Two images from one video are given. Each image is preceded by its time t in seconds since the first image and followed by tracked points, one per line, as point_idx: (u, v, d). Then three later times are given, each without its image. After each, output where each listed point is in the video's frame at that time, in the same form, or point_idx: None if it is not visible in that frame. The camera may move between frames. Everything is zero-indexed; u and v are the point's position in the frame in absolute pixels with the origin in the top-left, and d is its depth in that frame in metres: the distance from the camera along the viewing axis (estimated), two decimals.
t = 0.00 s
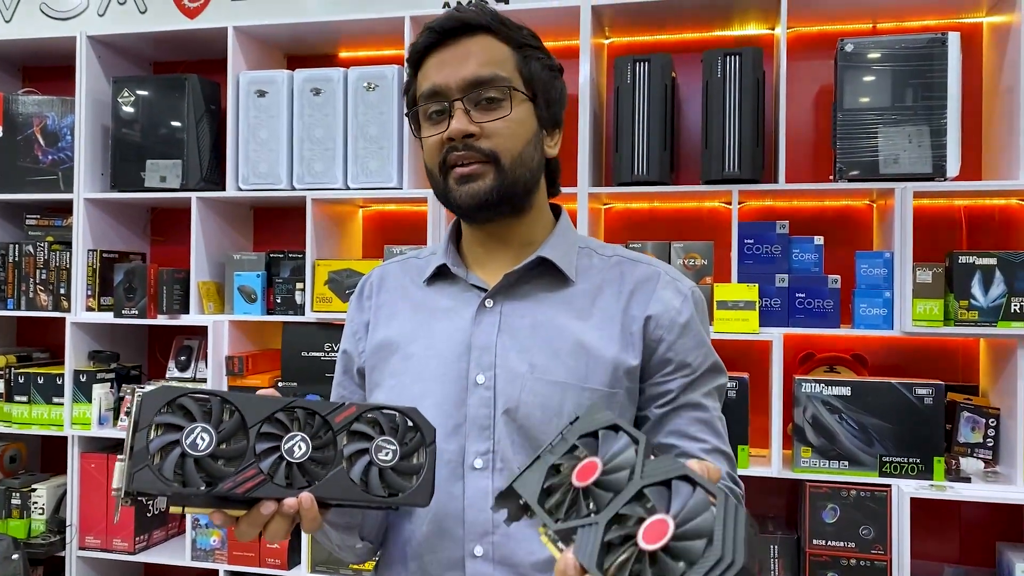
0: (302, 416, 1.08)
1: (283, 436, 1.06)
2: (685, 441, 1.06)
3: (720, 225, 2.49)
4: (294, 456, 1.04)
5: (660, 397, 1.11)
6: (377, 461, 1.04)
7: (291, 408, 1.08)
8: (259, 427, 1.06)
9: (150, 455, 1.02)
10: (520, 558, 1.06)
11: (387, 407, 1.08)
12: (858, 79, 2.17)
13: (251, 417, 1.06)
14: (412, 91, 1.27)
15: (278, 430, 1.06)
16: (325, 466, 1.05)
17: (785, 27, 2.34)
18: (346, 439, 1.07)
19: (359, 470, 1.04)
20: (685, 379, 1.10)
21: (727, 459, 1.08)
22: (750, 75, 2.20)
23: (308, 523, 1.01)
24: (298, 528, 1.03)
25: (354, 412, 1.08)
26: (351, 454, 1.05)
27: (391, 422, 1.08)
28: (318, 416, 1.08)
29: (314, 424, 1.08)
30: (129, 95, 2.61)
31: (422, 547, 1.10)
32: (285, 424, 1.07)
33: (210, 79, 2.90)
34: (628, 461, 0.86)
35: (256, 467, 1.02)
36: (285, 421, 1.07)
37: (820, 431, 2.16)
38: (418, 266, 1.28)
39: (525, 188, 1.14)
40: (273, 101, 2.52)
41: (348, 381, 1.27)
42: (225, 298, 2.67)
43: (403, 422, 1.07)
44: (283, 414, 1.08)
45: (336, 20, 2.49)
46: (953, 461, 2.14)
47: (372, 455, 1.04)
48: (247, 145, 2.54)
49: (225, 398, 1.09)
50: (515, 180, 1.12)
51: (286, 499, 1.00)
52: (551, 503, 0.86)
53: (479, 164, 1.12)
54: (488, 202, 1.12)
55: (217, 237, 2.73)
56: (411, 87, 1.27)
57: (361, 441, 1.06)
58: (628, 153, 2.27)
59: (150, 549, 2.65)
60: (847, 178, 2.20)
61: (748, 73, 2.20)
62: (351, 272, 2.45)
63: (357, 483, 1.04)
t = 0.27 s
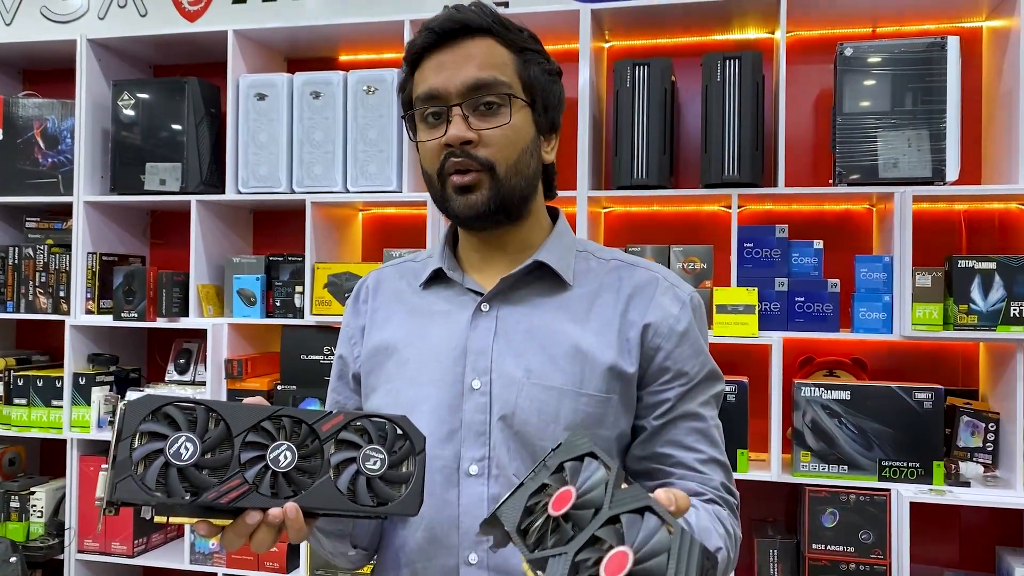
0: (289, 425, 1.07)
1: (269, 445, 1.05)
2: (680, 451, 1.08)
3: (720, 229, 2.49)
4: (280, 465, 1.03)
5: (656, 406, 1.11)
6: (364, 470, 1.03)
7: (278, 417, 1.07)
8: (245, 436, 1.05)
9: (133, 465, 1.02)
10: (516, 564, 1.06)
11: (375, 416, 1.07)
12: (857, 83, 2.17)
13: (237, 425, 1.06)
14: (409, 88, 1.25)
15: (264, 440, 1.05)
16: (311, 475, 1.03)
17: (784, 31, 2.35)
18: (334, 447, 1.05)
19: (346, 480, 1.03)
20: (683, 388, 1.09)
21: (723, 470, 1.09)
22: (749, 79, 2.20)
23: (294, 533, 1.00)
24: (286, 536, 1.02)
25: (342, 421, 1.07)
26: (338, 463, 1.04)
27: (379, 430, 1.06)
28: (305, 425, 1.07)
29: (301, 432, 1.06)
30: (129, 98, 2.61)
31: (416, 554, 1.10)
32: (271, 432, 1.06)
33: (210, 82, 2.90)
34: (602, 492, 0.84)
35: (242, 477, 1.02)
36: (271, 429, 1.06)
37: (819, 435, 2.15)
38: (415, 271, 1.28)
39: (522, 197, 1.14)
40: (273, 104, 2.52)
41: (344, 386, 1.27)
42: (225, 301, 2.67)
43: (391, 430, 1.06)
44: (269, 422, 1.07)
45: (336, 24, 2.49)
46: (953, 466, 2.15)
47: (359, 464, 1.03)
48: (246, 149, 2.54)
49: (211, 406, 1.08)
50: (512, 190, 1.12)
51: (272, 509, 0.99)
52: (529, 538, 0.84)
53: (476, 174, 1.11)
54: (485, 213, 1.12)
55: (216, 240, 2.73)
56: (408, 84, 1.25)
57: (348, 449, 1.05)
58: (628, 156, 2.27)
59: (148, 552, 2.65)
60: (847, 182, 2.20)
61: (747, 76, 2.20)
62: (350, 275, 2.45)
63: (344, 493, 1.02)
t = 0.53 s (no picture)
0: (296, 426, 1.07)
1: (276, 445, 1.05)
2: (677, 454, 1.10)
3: (720, 231, 2.50)
4: (288, 467, 1.03)
5: (657, 410, 1.12)
6: (371, 473, 1.04)
7: (285, 417, 1.07)
8: (253, 436, 1.05)
9: (140, 465, 1.02)
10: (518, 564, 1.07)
11: (383, 417, 1.07)
12: (858, 85, 2.18)
13: (244, 426, 1.06)
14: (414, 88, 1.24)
15: (272, 440, 1.05)
16: (318, 477, 1.04)
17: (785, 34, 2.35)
18: (341, 449, 1.06)
19: (353, 482, 1.04)
20: (684, 392, 1.11)
21: (720, 472, 1.12)
22: (750, 81, 2.20)
23: (300, 537, 1.01)
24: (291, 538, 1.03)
25: (348, 422, 1.07)
26: (344, 465, 1.05)
27: (386, 432, 1.07)
28: (312, 426, 1.07)
29: (308, 433, 1.07)
30: (132, 99, 2.62)
31: (417, 555, 1.10)
32: (279, 433, 1.06)
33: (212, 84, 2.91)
34: (587, 515, 0.84)
35: (250, 477, 1.02)
36: (278, 430, 1.06)
37: (819, 436, 2.16)
38: (416, 272, 1.28)
39: (526, 199, 1.14)
40: (275, 106, 2.53)
41: (343, 386, 1.28)
42: (227, 302, 2.68)
43: (398, 432, 1.07)
44: (276, 423, 1.07)
45: (338, 25, 2.50)
46: (952, 467, 2.15)
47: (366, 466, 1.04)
48: (249, 150, 2.55)
49: (218, 405, 1.08)
50: (517, 191, 1.12)
51: (278, 512, 1.00)
52: (519, 559, 0.86)
53: (482, 174, 1.11)
54: (489, 213, 1.12)
55: (218, 240, 2.73)
56: (413, 84, 1.25)
57: (355, 451, 1.06)
58: (629, 158, 2.28)
59: (150, 552, 2.66)
60: (848, 184, 2.20)
61: (748, 78, 2.21)
62: (351, 276, 2.46)
63: (350, 494, 1.03)
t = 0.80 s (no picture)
0: (302, 415, 1.08)
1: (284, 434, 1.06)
2: (677, 455, 1.13)
3: (720, 230, 2.51)
4: (297, 453, 1.04)
5: (660, 410, 1.14)
6: (375, 460, 1.06)
7: (291, 407, 1.09)
8: (261, 424, 1.06)
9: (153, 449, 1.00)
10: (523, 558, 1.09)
11: (385, 410, 1.12)
12: (858, 86, 2.20)
13: (253, 414, 1.06)
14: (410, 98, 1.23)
15: (279, 428, 1.06)
16: (325, 465, 1.05)
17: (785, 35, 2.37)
18: (345, 438, 1.08)
19: (358, 470, 1.05)
20: (686, 392, 1.13)
21: (716, 472, 1.16)
22: (750, 82, 2.22)
23: (310, 522, 1.02)
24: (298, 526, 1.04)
25: (351, 413, 1.10)
26: (349, 454, 1.07)
27: (387, 424, 1.10)
28: (317, 416, 1.09)
29: (313, 423, 1.09)
30: (135, 98, 2.64)
31: (424, 550, 1.11)
32: (285, 422, 1.07)
33: (215, 84, 2.93)
34: (576, 540, 0.85)
35: (259, 464, 1.02)
36: (285, 418, 1.08)
37: (817, 435, 2.17)
38: (420, 270, 1.29)
39: (521, 215, 1.16)
40: (278, 105, 2.55)
41: (347, 385, 1.30)
42: (230, 300, 2.69)
43: (399, 420, 1.11)
44: (282, 412, 1.08)
45: (341, 25, 2.51)
46: (949, 465, 2.17)
47: (371, 454, 1.06)
48: (251, 149, 2.57)
49: (225, 394, 1.08)
50: (510, 212, 1.14)
51: (289, 496, 1.00)
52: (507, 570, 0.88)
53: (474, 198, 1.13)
54: (484, 235, 1.14)
55: (221, 239, 2.75)
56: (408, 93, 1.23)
57: (358, 441, 1.08)
58: (630, 159, 2.29)
59: (153, 549, 2.67)
60: (848, 185, 2.22)
61: (748, 80, 2.22)
62: (354, 275, 2.48)
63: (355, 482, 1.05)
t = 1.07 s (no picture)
0: (279, 356, 1.04)
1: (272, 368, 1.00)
2: (684, 448, 1.15)
3: (718, 228, 2.54)
4: (292, 381, 0.99)
5: (667, 401, 1.16)
6: (357, 393, 1.03)
7: (268, 349, 1.04)
8: (250, 358, 0.99)
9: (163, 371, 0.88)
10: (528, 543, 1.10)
11: (354, 365, 1.11)
12: (855, 86, 2.22)
13: (239, 350, 0.99)
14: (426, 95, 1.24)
15: (265, 363, 1.00)
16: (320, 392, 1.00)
17: (783, 34, 2.39)
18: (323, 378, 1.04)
19: (347, 399, 1.01)
20: (692, 384, 1.15)
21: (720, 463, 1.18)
22: (748, 81, 2.24)
23: (315, 452, 0.95)
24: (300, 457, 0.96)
25: (319, 361, 1.07)
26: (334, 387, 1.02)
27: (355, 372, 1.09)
28: (293, 359, 1.05)
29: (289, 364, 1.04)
30: (137, 96, 2.66)
31: (431, 535, 1.13)
32: (267, 359, 1.01)
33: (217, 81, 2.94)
34: (573, 548, 0.86)
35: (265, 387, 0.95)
36: (266, 357, 1.02)
37: (813, 429, 2.20)
38: (430, 260, 1.31)
39: (534, 211, 1.17)
40: (281, 103, 2.56)
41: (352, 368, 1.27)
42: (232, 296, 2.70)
43: (378, 384, 1.09)
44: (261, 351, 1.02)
45: (343, 24, 2.53)
46: (943, 461, 2.20)
47: (350, 386, 1.03)
48: (254, 146, 2.59)
49: (205, 334, 1.00)
50: (523, 208, 1.15)
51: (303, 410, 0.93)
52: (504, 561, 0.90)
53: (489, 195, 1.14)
54: (499, 231, 1.16)
55: (224, 236, 2.77)
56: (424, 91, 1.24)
57: (332, 379, 1.05)
58: (629, 156, 2.32)
59: (155, 542, 2.69)
60: (845, 183, 2.24)
61: (746, 79, 2.24)
62: (355, 272, 2.50)
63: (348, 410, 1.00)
